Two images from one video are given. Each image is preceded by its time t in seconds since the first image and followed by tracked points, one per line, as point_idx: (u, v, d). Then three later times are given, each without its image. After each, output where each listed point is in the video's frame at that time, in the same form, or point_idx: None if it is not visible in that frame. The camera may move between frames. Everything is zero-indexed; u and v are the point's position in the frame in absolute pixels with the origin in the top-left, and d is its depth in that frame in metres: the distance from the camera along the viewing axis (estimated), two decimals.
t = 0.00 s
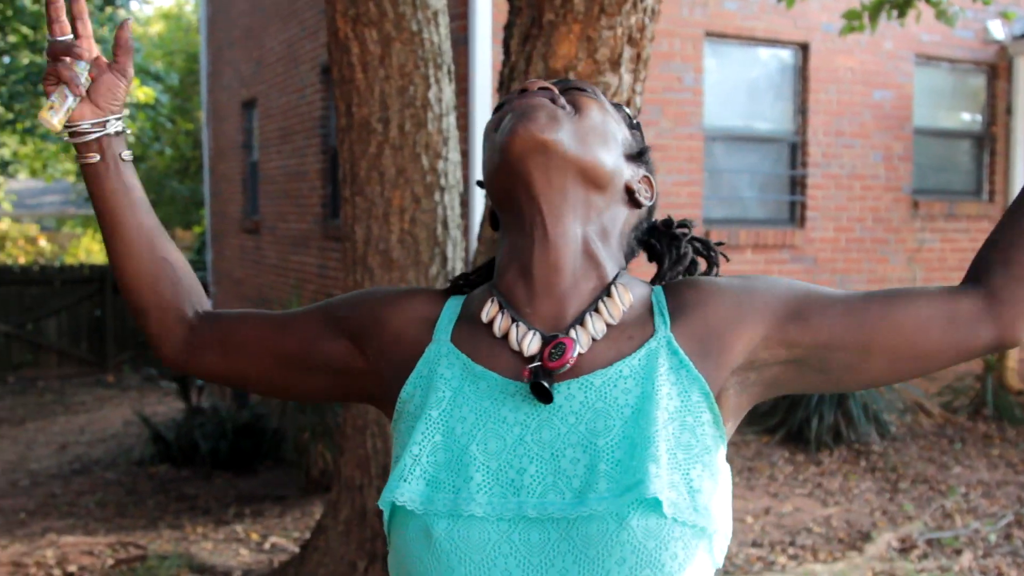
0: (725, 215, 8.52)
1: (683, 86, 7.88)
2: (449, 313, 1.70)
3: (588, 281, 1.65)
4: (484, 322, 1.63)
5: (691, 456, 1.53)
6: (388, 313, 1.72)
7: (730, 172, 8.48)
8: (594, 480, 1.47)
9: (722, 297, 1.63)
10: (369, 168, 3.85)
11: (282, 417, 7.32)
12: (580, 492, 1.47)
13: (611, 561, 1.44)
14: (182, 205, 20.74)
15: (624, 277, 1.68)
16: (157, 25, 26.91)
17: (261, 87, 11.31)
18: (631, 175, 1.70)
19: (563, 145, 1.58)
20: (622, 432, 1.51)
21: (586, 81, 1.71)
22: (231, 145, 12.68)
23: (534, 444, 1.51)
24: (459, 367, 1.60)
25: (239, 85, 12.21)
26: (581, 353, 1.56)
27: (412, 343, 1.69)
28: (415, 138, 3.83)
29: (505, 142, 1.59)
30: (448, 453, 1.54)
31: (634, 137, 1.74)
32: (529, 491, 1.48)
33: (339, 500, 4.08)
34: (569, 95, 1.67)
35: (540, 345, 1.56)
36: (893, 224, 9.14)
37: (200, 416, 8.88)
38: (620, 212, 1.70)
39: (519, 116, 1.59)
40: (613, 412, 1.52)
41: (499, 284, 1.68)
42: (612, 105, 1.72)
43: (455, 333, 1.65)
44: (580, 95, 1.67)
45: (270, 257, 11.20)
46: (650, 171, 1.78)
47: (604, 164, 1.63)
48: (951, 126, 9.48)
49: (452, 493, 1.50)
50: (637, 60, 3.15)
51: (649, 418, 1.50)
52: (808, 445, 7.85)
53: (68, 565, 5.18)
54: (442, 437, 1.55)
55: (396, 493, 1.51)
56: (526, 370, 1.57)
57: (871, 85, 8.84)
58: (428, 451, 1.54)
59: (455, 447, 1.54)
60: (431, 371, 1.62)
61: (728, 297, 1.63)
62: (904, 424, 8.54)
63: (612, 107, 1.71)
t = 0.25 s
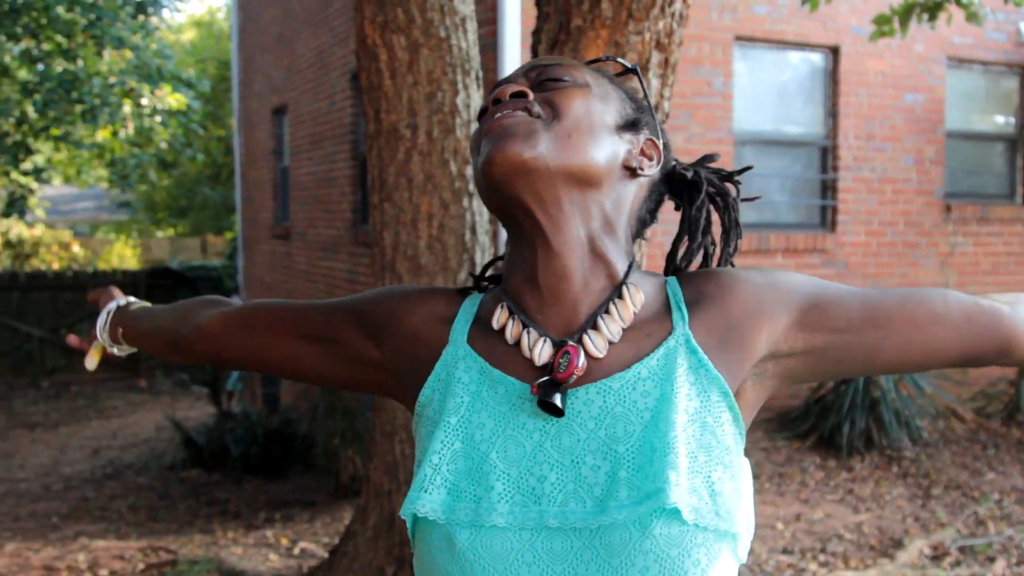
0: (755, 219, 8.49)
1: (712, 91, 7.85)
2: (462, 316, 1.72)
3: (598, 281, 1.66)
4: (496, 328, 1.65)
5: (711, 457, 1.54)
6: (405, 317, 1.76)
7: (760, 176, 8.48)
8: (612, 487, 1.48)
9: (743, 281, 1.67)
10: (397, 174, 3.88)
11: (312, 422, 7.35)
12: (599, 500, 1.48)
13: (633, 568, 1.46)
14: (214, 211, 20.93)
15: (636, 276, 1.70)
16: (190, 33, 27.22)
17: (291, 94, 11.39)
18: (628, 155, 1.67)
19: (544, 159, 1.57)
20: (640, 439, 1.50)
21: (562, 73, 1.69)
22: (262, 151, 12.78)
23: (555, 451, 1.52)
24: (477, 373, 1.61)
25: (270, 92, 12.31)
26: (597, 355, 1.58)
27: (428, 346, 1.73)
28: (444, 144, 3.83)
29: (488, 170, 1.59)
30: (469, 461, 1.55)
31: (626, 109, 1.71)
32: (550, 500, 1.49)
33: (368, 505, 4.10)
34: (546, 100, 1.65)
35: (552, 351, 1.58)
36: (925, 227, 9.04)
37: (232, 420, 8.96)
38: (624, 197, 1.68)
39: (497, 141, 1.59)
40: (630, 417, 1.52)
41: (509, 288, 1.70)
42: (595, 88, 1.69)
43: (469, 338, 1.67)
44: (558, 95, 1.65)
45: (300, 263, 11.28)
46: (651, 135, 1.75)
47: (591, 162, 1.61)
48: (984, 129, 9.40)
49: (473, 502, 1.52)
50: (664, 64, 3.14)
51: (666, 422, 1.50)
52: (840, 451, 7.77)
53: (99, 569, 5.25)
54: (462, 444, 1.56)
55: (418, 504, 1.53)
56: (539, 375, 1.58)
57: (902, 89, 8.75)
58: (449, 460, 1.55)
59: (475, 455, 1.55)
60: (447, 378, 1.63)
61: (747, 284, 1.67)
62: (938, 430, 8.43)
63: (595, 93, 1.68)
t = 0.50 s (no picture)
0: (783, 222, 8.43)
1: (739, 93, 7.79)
2: (487, 335, 1.71)
3: (623, 288, 1.62)
4: (525, 343, 1.65)
5: (745, 480, 1.48)
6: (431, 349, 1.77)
7: (788, 179, 8.41)
8: (640, 502, 1.44)
9: (809, 354, 1.56)
10: (421, 178, 3.89)
11: (338, 425, 7.37)
12: (629, 514, 1.44)
13: None
14: (242, 215, 21.13)
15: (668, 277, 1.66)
16: (218, 38, 27.52)
17: (318, 98, 11.46)
18: (637, 147, 1.60)
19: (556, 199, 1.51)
20: (670, 456, 1.46)
21: (555, 82, 1.60)
22: (289, 155, 12.87)
23: (585, 466, 1.49)
24: (506, 392, 1.60)
25: (297, 96, 12.40)
26: (625, 373, 1.54)
27: (455, 369, 1.73)
28: (468, 149, 3.82)
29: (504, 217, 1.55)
30: (501, 479, 1.54)
31: (628, 95, 1.62)
32: (580, 516, 1.46)
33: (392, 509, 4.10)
34: (545, 121, 1.57)
35: (579, 367, 1.57)
36: (954, 230, 8.95)
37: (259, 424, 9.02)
38: (642, 189, 1.63)
39: (506, 188, 1.53)
40: (660, 434, 1.48)
41: (537, 299, 1.68)
42: (593, 88, 1.60)
43: (496, 358, 1.67)
44: (557, 111, 1.57)
45: (327, 266, 11.34)
46: (659, 109, 1.66)
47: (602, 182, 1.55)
48: (1013, 130, 9.33)
49: (506, 521, 1.50)
50: (689, 67, 3.12)
51: (696, 440, 1.46)
52: (868, 455, 7.72)
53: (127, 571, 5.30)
54: (495, 463, 1.55)
55: (452, 527, 1.53)
56: (567, 392, 1.57)
57: (931, 90, 8.66)
58: (481, 479, 1.54)
59: (506, 473, 1.54)
60: (476, 399, 1.63)
61: (812, 361, 1.56)
62: (968, 434, 8.33)
63: (594, 94, 1.59)
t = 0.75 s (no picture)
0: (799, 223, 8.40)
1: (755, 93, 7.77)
2: (502, 337, 1.72)
3: (633, 292, 1.62)
4: (541, 346, 1.65)
5: (760, 480, 1.47)
6: (446, 354, 1.78)
7: (804, 180, 8.39)
8: (652, 497, 1.44)
9: (820, 362, 1.56)
10: (434, 178, 3.90)
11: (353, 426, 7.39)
12: (641, 510, 1.44)
13: None
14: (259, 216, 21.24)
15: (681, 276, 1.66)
16: (235, 39, 27.69)
17: (334, 99, 11.50)
18: (642, 153, 1.58)
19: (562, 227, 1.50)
20: (683, 453, 1.46)
21: (555, 98, 1.56)
22: (305, 157, 12.93)
23: (599, 464, 1.49)
24: (521, 392, 1.61)
25: (313, 98, 12.45)
26: (638, 375, 1.55)
27: (471, 371, 1.74)
28: (480, 149, 3.84)
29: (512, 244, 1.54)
30: (514, 476, 1.54)
31: (632, 98, 1.59)
32: (593, 512, 1.47)
33: (405, 509, 4.11)
34: (547, 143, 1.54)
35: (593, 369, 1.58)
36: (971, 231, 8.90)
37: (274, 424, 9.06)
38: (650, 193, 1.61)
39: (512, 218, 1.52)
40: (674, 432, 1.48)
41: (552, 302, 1.68)
42: (594, 101, 1.57)
43: (511, 360, 1.68)
44: (559, 131, 1.54)
45: (343, 268, 11.38)
46: (664, 106, 1.63)
47: (607, 202, 1.53)
48: None
49: (519, 517, 1.51)
50: (702, 67, 3.12)
51: (708, 439, 1.46)
52: (883, 457, 7.70)
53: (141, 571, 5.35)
54: (509, 460, 1.55)
55: (467, 525, 1.53)
56: (582, 394, 1.58)
57: (948, 91, 8.61)
58: (495, 476, 1.54)
59: (520, 471, 1.54)
60: (491, 400, 1.63)
61: (823, 368, 1.56)
62: (985, 436, 8.28)
63: (595, 106, 1.56)
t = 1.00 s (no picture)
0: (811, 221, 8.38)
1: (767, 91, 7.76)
2: (502, 333, 1.73)
3: (632, 290, 1.61)
4: (540, 343, 1.66)
5: (759, 478, 1.48)
6: (448, 350, 1.78)
7: (816, 178, 8.39)
8: (649, 495, 1.45)
9: (824, 360, 1.54)
10: (442, 175, 3.91)
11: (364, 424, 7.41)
12: (638, 508, 1.46)
13: None
14: (271, 216, 21.34)
15: (683, 272, 1.66)
16: (247, 38, 27.79)
17: (345, 98, 11.52)
18: (639, 152, 1.55)
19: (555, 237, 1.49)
20: (681, 452, 1.47)
21: (548, 101, 1.53)
22: (317, 155, 12.96)
23: (598, 462, 1.51)
24: (521, 389, 1.62)
25: (324, 96, 12.48)
26: (636, 372, 1.55)
27: (472, 368, 1.74)
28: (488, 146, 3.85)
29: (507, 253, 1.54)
30: (515, 474, 1.55)
31: (630, 95, 1.56)
32: (591, 510, 1.48)
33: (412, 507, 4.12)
34: (539, 148, 1.52)
35: (592, 368, 1.58)
36: (983, 230, 8.86)
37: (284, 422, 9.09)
38: (648, 191, 1.59)
39: (505, 227, 1.51)
40: (672, 430, 1.49)
41: (552, 300, 1.69)
42: (588, 104, 1.54)
43: (512, 356, 1.69)
44: (552, 136, 1.52)
45: (354, 266, 11.41)
46: (663, 101, 1.60)
47: (600, 208, 1.52)
48: None
49: (518, 515, 1.52)
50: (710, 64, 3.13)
51: (706, 437, 1.47)
52: (894, 456, 7.69)
53: (152, 569, 5.39)
54: (508, 458, 1.56)
55: (467, 522, 1.55)
56: (581, 391, 1.58)
57: (960, 89, 8.57)
58: (495, 474, 1.56)
59: (520, 468, 1.56)
60: (492, 396, 1.64)
61: (826, 366, 1.54)
62: (997, 435, 8.24)
63: (590, 108, 1.54)
